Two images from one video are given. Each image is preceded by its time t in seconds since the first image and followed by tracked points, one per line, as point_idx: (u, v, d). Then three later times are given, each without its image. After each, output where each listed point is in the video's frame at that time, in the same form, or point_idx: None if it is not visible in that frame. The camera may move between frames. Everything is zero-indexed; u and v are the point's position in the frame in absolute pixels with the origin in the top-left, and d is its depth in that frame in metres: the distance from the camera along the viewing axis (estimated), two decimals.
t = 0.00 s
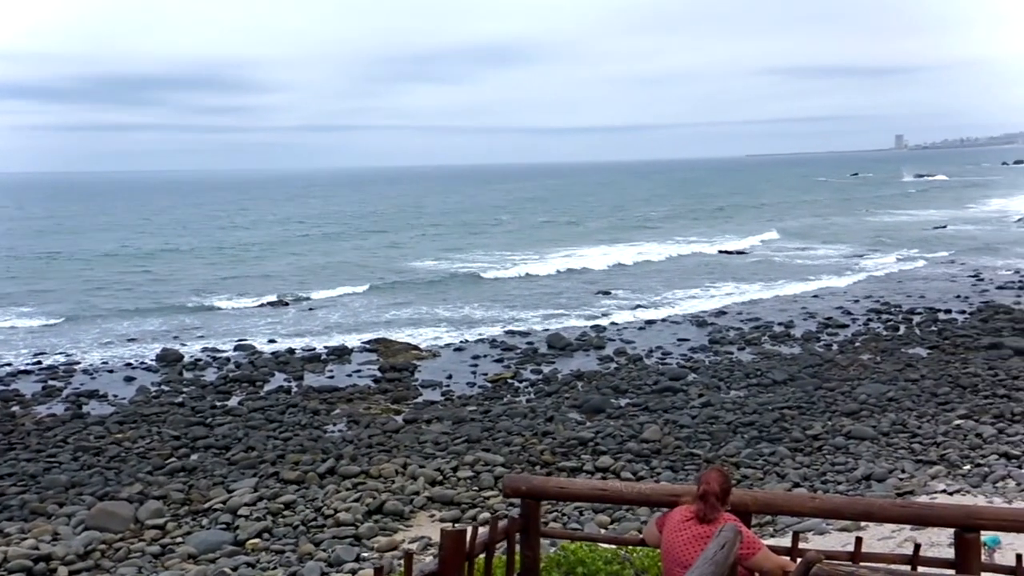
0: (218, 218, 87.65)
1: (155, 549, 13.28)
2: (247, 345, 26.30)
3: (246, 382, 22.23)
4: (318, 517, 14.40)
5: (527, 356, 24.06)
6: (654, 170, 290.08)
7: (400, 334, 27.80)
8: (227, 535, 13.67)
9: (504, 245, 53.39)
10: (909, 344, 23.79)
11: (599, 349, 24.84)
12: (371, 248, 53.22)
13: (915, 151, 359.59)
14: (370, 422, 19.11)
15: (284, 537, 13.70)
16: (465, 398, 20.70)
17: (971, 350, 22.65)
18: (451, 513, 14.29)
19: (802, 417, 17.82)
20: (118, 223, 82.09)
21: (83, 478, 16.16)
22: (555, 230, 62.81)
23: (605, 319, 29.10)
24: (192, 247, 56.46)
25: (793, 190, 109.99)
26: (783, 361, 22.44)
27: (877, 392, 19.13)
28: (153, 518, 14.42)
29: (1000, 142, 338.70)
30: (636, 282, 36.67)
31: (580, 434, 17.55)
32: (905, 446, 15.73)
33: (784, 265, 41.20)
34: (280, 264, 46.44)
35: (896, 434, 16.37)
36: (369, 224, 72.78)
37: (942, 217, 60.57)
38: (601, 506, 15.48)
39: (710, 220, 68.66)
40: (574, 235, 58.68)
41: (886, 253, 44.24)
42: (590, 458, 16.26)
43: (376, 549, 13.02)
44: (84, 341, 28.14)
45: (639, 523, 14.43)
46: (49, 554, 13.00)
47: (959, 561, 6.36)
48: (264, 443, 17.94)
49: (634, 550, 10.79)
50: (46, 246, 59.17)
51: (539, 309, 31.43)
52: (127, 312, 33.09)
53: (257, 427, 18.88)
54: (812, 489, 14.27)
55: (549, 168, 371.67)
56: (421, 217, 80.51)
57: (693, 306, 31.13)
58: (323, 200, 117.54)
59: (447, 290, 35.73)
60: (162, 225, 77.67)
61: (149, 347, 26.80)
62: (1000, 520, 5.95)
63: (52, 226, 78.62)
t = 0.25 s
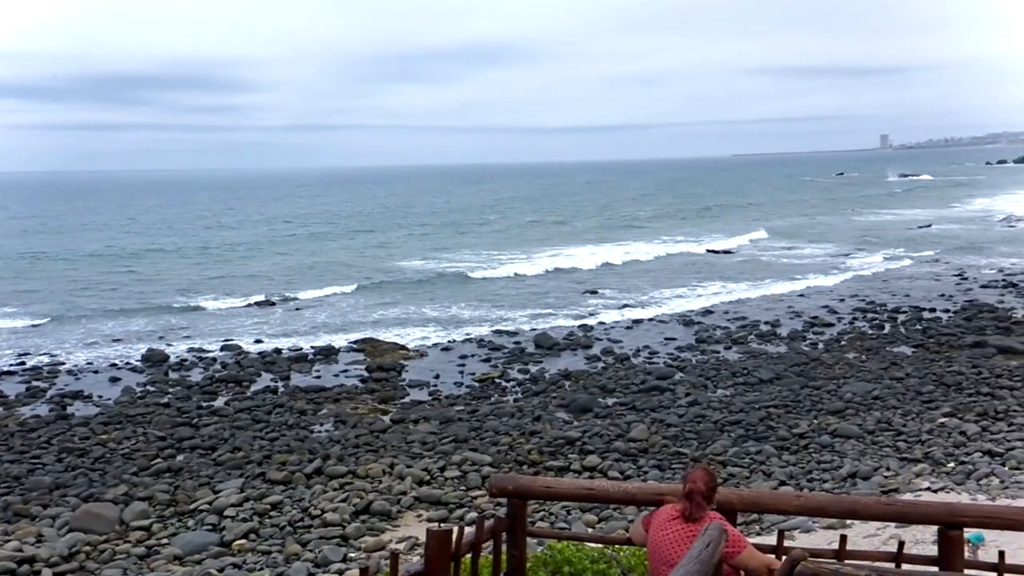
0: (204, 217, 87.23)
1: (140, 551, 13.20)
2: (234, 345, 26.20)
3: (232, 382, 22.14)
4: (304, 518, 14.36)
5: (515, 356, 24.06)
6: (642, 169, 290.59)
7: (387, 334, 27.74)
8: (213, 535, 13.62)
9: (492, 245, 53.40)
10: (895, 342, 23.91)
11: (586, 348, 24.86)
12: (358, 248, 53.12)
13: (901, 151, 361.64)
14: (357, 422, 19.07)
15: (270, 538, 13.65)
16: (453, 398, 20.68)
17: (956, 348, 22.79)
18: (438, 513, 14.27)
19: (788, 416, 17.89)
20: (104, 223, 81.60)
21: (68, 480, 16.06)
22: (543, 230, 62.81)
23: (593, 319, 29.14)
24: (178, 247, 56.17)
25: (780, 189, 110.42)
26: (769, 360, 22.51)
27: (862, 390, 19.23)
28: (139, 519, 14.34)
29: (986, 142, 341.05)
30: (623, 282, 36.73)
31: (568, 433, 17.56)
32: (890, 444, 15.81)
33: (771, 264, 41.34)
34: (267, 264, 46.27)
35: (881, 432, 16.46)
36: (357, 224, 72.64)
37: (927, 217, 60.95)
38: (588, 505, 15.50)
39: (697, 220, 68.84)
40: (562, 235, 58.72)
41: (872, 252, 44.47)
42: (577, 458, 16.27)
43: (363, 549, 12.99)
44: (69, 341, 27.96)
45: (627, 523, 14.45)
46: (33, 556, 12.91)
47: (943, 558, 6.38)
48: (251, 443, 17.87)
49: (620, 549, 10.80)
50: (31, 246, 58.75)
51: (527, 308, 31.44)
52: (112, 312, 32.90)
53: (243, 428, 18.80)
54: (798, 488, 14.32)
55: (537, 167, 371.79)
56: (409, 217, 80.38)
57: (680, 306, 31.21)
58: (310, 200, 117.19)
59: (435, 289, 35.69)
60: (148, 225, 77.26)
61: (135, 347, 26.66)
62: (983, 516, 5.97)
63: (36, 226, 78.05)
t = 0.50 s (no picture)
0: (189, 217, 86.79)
1: (124, 553, 13.12)
2: (219, 345, 26.08)
3: (218, 383, 22.04)
4: (291, 518, 14.31)
5: (501, 355, 24.06)
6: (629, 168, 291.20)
7: (373, 334, 27.68)
8: (199, 537, 13.55)
9: (478, 245, 53.38)
10: (879, 341, 24.06)
11: (573, 347, 24.89)
12: (345, 248, 52.99)
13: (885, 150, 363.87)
14: (343, 422, 19.02)
15: (256, 539, 13.59)
16: (439, 398, 20.65)
17: (939, 346, 22.95)
18: (425, 513, 14.24)
19: (774, 414, 17.96)
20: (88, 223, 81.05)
21: (51, 482, 15.95)
22: (530, 229, 62.82)
23: (579, 318, 29.17)
24: (163, 247, 55.85)
25: (765, 188, 110.93)
26: (755, 358, 22.58)
27: (847, 388, 19.33)
28: (123, 521, 14.25)
29: (970, 141, 343.48)
30: (610, 281, 36.78)
31: (554, 432, 17.57)
32: (875, 442, 15.90)
33: (757, 263, 41.50)
34: (253, 264, 46.10)
35: (866, 430, 16.56)
36: (343, 224, 72.47)
37: (912, 216, 61.34)
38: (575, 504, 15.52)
39: (683, 219, 69.06)
40: (548, 234, 58.77)
41: (857, 251, 44.70)
42: (564, 457, 16.27)
43: (350, 550, 12.95)
44: (52, 342, 27.76)
45: (613, 522, 14.47)
46: (16, 559, 12.80)
47: (926, 554, 6.41)
48: (237, 444, 17.80)
49: (606, 547, 10.81)
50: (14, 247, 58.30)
51: (513, 308, 31.44)
52: (96, 313, 32.69)
53: (229, 428, 18.72)
54: (784, 485, 14.38)
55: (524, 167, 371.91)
56: (395, 216, 80.26)
57: (667, 305, 31.28)
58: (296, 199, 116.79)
59: (421, 289, 35.64)
60: (133, 225, 76.82)
61: (119, 348, 26.51)
62: (966, 514, 6.00)
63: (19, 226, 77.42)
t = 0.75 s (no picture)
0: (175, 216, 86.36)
1: (109, 553, 13.05)
2: (205, 344, 25.97)
3: (204, 382, 21.94)
4: (277, 518, 14.26)
5: (489, 354, 24.06)
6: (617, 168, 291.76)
7: (360, 333, 27.63)
8: (184, 537, 13.48)
9: (466, 244, 53.36)
10: (864, 339, 24.19)
11: (560, 346, 24.92)
12: (332, 247, 52.88)
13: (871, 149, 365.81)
14: (330, 421, 18.96)
15: (242, 539, 13.54)
16: (427, 397, 20.63)
17: (924, 344, 23.09)
18: (412, 513, 14.21)
19: (760, 412, 18.03)
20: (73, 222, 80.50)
21: (35, 482, 15.84)
22: (518, 228, 62.84)
23: (566, 317, 29.20)
24: (149, 246, 55.55)
25: (752, 188, 111.39)
26: (742, 357, 22.66)
27: (832, 386, 19.42)
28: (108, 522, 14.17)
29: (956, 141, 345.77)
30: (597, 280, 36.84)
31: (542, 431, 17.57)
32: (860, 439, 15.98)
33: (744, 262, 41.66)
34: (240, 263, 45.93)
35: (851, 428, 16.63)
36: (331, 223, 72.30)
37: (897, 215, 61.70)
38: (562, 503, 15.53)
39: (671, 218, 69.25)
40: (536, 234, 58.80)
41: (843, 250, 44.93)
42: (551, 456, 16.28)
43: (337, 549, 12.92)
44: (36, 342, 27.57)
45: (600, 520, 14.49)
46: None
47: (909, 551, 6.43)
48: (223, 444, 17.72)
49: (593, 546, 10.80)
50: None
51: (501, 307, 31.44)
52: (81, 312, 32.49)
53: (215, 428, 18.64)
54: (770, 483, 14.42)
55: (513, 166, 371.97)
56: (383, 215, 80.12)
57: (654, 304, 31.35)
58: (283, 198, 116.43)
59: (408, 288, 35.60)
60: (118, 224, 76.36)
61: (104, 348, 26.35)
62: (949, 510, 6.03)
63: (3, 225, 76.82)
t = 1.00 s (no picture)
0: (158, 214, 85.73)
1: (91, 554, 12.95)
2: (187, 343, 25.80)
3: (186, 381, 21.81)
4: (260, 517, 14.20)
5: (473, 352, 24.06)
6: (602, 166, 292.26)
7: (343, 332, 27.55)
8: (167, 537, 13.40)
9: (451, 242, 53.29)
10: (846, 337, 24.36)
11: (544, 344, 24.95)
12: (316, 245, 52.68)
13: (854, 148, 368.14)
14: (313, 420, 18.89)
15: (225, 539, 13.47)
16: (411, 395, 20.60)
17: (904, 342, 23.28)
18: (397, 511, 14.18)
19: (743, 410, 18.11)
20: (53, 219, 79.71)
21: (15, 483, 15.69)
22: (502, 226, 62.83)
23: (550, 315, 29.23)
24: (130, 244, 55.10)
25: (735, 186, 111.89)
26: (725, 354, 22.76)
27: (814, 384, 19.54)
28: (89, 522, 14.06)
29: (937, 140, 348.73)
30: (581, 278, 36.89)
31: (526, 429, 17.57)
32: (842, 436, 16.08)
33: (727, 260, 41.84)
34: (222, 262, 45.65)
35: (833, 425, 16.74)
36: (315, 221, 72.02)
37: (879, 213, 62.14)
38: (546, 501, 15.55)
39: (655, 216, 69.45)
40: (520, 232, 58.83)
41: (825, 248, 45.23)
42: (535, 454, 16.29)
43: (320, 548, 12.87)
44: (16, 341, 27.29)
45: (584, 518, 14.51)
46: None
47: (889, 547, 6.47)
48: (205, 443, 17.62)
49: (576, 543, 10.82)
50: None
51: (485, 305, 31.42)
52: (61, 311, 32.18)
53: (197, 427, 18.53)
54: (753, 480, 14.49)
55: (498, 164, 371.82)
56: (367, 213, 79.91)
57: (638, 302, 31.42)
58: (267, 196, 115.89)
59: (392, 286, 35.51)
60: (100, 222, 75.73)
61: (85, 347, 26.12)
62: (928, 507, 6.07)
63: None
